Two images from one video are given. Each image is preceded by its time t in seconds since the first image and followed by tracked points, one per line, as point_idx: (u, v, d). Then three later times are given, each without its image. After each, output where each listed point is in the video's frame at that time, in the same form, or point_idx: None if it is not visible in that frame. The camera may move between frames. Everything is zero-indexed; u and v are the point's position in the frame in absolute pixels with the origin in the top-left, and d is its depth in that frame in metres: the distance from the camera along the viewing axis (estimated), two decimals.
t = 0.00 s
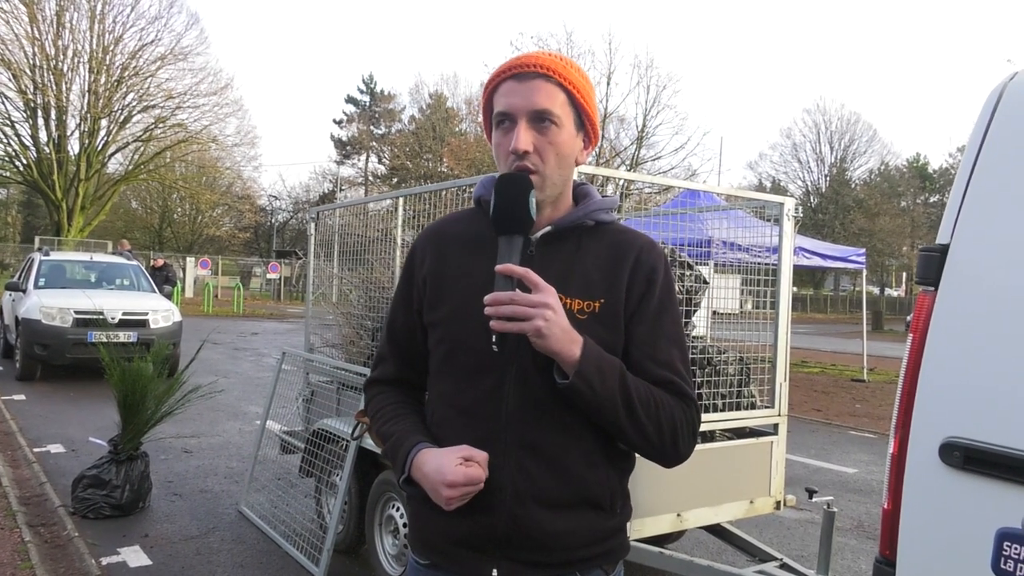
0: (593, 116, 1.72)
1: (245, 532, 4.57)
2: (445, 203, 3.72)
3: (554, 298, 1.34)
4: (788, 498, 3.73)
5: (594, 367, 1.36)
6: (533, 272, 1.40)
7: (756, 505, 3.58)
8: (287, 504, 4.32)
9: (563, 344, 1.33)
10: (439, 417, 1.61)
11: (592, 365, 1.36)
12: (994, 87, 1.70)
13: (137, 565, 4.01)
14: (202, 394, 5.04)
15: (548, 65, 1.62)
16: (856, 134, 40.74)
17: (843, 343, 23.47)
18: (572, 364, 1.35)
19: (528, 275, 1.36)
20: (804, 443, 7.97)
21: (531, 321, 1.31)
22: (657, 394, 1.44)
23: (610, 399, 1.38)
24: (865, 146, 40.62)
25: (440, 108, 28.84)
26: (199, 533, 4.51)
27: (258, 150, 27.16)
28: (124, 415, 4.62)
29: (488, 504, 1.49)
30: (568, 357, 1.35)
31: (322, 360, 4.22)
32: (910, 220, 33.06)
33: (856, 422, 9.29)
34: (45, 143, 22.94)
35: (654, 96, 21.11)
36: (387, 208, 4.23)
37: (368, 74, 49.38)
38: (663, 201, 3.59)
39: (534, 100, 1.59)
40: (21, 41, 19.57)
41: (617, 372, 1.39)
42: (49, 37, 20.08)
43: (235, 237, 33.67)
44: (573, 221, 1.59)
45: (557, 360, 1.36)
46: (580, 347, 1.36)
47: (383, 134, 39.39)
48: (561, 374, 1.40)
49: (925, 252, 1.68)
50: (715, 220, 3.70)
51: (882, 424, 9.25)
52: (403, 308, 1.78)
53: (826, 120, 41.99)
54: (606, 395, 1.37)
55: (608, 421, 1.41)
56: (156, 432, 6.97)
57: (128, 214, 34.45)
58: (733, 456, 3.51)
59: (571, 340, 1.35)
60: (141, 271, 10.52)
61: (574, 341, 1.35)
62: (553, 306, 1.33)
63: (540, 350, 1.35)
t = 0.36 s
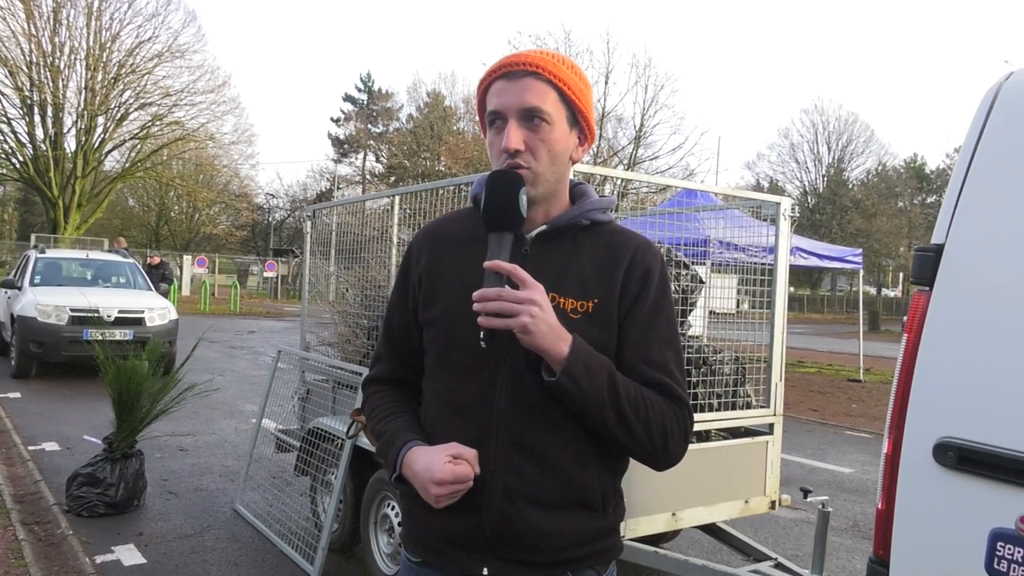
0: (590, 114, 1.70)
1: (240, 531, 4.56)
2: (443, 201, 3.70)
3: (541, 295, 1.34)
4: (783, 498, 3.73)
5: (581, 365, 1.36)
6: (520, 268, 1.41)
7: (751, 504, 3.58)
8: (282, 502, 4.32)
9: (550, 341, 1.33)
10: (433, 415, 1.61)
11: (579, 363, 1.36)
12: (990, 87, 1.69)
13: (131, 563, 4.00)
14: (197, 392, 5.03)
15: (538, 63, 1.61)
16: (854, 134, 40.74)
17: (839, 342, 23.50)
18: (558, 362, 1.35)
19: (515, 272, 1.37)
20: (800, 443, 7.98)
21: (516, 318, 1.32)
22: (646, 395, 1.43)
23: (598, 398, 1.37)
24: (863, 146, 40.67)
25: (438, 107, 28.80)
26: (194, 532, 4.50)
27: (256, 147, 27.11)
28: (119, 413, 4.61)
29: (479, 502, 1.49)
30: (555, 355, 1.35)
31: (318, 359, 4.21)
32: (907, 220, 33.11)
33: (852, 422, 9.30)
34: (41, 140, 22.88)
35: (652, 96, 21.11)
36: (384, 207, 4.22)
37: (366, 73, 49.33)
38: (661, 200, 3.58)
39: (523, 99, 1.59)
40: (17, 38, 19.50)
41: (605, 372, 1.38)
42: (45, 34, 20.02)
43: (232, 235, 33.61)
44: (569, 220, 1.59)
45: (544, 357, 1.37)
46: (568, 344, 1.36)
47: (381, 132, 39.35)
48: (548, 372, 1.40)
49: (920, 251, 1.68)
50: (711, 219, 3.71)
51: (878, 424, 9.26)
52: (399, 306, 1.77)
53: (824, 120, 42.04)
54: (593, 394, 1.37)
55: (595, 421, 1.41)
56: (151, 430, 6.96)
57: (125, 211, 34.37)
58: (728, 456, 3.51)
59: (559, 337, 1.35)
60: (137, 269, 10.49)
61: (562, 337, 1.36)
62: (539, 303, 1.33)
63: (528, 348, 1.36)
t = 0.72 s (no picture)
0: (589, 108, 1.65)
1: (242, 533, 4.56)
2: (444, 201, 3.70)
3: (529, 295, 1.34)
4: (788, 497, 3.71)
5: (572, 365, 1.35)
6: (511, 268, 1.41)
7: (755, 504, 3.57)
8: (284, 504, 4.31)
9: (537, 340, 1.33)
10: (434, 416, 1.60)
11: (571, 363, 1.35)
12: (991, 81, 1.68)
13: (134, 566, 4.01)
14: (199, 395, 5.03)
15: (525, 64, 1.59)
16: (855, 131, 40.68)
17: (842, 340, 23.47)
18: (549, 361, 1.35)
19: (505, 271, 1.39)
20: (804, 441, 7.96)
21: (504, 317, 1.33)
22: (641, 395, 1.42)
23: (590, 399, 1.37)
24: (864, 143, 40.59)
25: (439, 108, 28.78)
26: (197, 534, 4.50)
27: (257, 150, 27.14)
28: (121, 415, 4.61)
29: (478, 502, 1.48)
30: (546, 354, 1.34)
31: (320, 360, 4.20)
32: (909, 217, 33.04)
33: (855, 420, 9.28)
34: (43, 144, 22.90)
35: (653, 94, 21.10)
36: (386, 207, 4.21)
37: (367, 74, 49.35)
38: (662, 199, 3.58)
39: (510, 101, 1.57)
40: (18, 42, 19.56)
41: (598, 372, 1.38)
42: (46, 38, 20.05)
43: (234, 237, 33.65)
44: (569, 220, 1.57)
45: (535, 356, 1.36)
46: (559, 342, 1.35)
47: (382, 133, 39.35)
48: (540, 371, 1.39)
49: (923, 248, 1.66)
50: (713, 218, 3.69)
51: (881, 421, 9.24)
52: (403, 305, 1.77)
53: (825, 118, 41.98)
54: (584, 393, 1.36)
55: (590, 421, 1.40)
56: (154, 432, 6.96)
57: (127, 214, 34.45)
58: (732, 455, 3.49)
59: (549, 337, 1.35)
60: (140, 272, 10.50)
61: (552, 337, 1.35)
62: (527, 302, 1.33)
63: (517, 348, 1.36)
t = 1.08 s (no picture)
0: (588, 106, 1.63)
1: (248, 534, 4.57)
2: (449, 202, 3.70)
3: (525, 296, 1.34)
4: (795, 497, 3.70)
5: (571, 365, 1.35)
6: (507, 269, 1.41)
7: (761, 504, 3.56)
8: (290, 505, 4.31)
9: (534, 341, 1.32)
10: (437, 417, 1.60)
11: (569, 363, 1.35)
12: (998, 79, 1.67)
13: (140, 567, 4.02)
14: (205, 396, 5.04)
15: (519, 67, 1.59)
16: (861, 130, 40.54)
17: (849, 340, 23.38)
18: (547, 361, 1.34)
19: (501, 272, 1.39)
20: (811, 441, 7.93)
21: (499, 318, 1.33)
22: (643, 396, 1.41)
23: (591, 399, 1.36)
24: (870, 142, 40.44)
25: (444, 108, 28.79)
26: (203, 535, 4.51)
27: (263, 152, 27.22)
28: (128, 417, 4.62)
29: (479, 503, 1.48)
30: (543, 355, 1.34)
31: (325, 361, 4.21)
32: (916, 216, 32.89)
33: (862, 420, 9.25)
34: (50, 147, 23.00)
35: (658, 94, 21.06)
36: (391, 208, 4.21)
37: (371, 75, 49.45)
38: (667, 199, 3.57)
39: (505, 105, 1.57)
40: (25, 45, 19.65)
41: (597, 372, 1.37)
42: (53, 41, 20.15)
43: (240, 239, 33.74)
44: (570, 221, 1.57)
45: (533, 357, 1.36)
46: (557, 343, 1.35)
47: (387, 134, 39.38)
48: (539, 371, 1.39)
49: (929, 246, 1.66)
50: (719, 218, 3.69)
51: (888, 421, 9.20)
52: (410, 305, 1.77)
53: (830, 116, 41.85)
54: (584, 393, 1.36)
55: (592, 422, 1.39)
56: (160, 433, 6.98)
57: (134, 217, 34.59)
58: (738, 455, 3.48)
59: (546, 338, 1.34)
60: (146, 273, 10.54)
61: (549, 337, 1.34)
62: (523, 302, 1.33)
63: (515, 348, 1.36)
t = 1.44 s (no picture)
0: (589, 110, 1.62)
1: (251, 534, 4.58)
2: (450, 202, 3.69)
3: (519, 299, 1.35)
4: (797, 497, 3.70)
5: (566, 368, 1.35)
6: (502, 271, 1.41)
7: (763, 504, 3.55)
8: (293, 506, 4.32)
9: (529, 342, 1.33)
10: (439, 417, 1.61)
11: (563, 366, 1.35)
12: (1000, 79, 1.67)
13: (142, 568, 4.02)
14: (207, 397, 5.04)
15: (520, 67, 1.59)
16: (863, 129, 40.49)
17: (851, 339, 23.36)
18: (542, 363, 1.35)
19: (495, 274, 1.39)
20: (813, 441, 7.92)
21: (493, 319, 1.34)
22: (639, 398, 1.40)
23: (586, 401, 1.36)
24: (872, 141, 40.39)
25: (445, 109, 28.79)
26: (205, 536, 4.51)
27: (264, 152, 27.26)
28: (130, 417, 4.63)
29: (479, 504, 1.48)
30: (538, 357, 1.35)
31: (327, 362, 4.21)
32: (918, 216, 32.85)
33: (864, 419, 9.23)
34: (52, 148, 23.04)
35: (659, 94, 21.04)
36: (392, 208, 4.21)
37: (373, 76, 49.51)
38: (669, 199, 3.58)
39: (505, 105, 1.57)
40: (27, 46, 19.67)
41: (592, 374, 1.37)
42: (55, 42, 20.19)
43: (241, 239, 33.78)
44: (568, 222, 1.57)
45: (528, 358, 1.36)
46: (552, 345, 1.35)
47: (388, 135, 39.40)
48: (535, 372, 1.39)
49: (931, 245, 1.65)
50: (720, 217, 3.69)
51: (891, 421, 9.19)
52: (414, 305, 1.78)
53: (832, 116, 41.81)
54: (579, 394, 1.36)
55: (589, 425, 1.39)
56: (162, 434, 7.00)
57: (136, 217, 34.63)
58: (740, 455, 3.47)
59: (540, 340, 1.35)
60: (148, 274, 10.55)
61: (543, 339, 1.35)
62: (517, 305, 1.34)
63: (510, 350, 1.37)
